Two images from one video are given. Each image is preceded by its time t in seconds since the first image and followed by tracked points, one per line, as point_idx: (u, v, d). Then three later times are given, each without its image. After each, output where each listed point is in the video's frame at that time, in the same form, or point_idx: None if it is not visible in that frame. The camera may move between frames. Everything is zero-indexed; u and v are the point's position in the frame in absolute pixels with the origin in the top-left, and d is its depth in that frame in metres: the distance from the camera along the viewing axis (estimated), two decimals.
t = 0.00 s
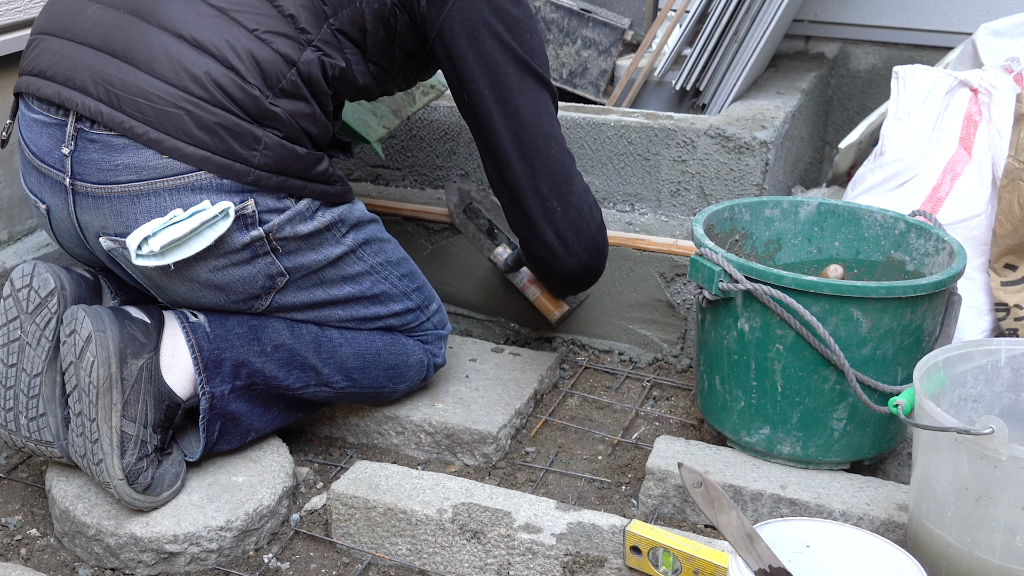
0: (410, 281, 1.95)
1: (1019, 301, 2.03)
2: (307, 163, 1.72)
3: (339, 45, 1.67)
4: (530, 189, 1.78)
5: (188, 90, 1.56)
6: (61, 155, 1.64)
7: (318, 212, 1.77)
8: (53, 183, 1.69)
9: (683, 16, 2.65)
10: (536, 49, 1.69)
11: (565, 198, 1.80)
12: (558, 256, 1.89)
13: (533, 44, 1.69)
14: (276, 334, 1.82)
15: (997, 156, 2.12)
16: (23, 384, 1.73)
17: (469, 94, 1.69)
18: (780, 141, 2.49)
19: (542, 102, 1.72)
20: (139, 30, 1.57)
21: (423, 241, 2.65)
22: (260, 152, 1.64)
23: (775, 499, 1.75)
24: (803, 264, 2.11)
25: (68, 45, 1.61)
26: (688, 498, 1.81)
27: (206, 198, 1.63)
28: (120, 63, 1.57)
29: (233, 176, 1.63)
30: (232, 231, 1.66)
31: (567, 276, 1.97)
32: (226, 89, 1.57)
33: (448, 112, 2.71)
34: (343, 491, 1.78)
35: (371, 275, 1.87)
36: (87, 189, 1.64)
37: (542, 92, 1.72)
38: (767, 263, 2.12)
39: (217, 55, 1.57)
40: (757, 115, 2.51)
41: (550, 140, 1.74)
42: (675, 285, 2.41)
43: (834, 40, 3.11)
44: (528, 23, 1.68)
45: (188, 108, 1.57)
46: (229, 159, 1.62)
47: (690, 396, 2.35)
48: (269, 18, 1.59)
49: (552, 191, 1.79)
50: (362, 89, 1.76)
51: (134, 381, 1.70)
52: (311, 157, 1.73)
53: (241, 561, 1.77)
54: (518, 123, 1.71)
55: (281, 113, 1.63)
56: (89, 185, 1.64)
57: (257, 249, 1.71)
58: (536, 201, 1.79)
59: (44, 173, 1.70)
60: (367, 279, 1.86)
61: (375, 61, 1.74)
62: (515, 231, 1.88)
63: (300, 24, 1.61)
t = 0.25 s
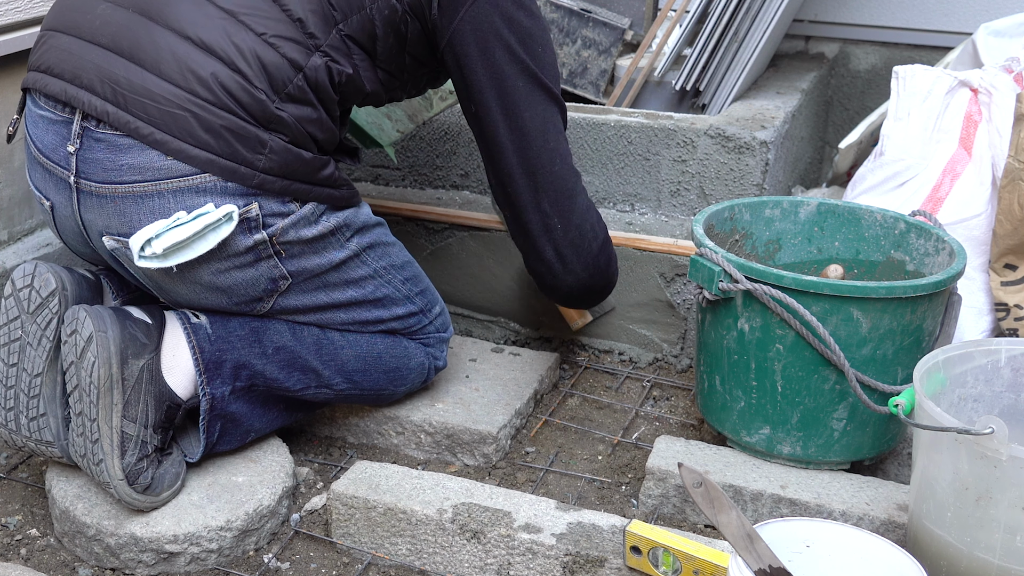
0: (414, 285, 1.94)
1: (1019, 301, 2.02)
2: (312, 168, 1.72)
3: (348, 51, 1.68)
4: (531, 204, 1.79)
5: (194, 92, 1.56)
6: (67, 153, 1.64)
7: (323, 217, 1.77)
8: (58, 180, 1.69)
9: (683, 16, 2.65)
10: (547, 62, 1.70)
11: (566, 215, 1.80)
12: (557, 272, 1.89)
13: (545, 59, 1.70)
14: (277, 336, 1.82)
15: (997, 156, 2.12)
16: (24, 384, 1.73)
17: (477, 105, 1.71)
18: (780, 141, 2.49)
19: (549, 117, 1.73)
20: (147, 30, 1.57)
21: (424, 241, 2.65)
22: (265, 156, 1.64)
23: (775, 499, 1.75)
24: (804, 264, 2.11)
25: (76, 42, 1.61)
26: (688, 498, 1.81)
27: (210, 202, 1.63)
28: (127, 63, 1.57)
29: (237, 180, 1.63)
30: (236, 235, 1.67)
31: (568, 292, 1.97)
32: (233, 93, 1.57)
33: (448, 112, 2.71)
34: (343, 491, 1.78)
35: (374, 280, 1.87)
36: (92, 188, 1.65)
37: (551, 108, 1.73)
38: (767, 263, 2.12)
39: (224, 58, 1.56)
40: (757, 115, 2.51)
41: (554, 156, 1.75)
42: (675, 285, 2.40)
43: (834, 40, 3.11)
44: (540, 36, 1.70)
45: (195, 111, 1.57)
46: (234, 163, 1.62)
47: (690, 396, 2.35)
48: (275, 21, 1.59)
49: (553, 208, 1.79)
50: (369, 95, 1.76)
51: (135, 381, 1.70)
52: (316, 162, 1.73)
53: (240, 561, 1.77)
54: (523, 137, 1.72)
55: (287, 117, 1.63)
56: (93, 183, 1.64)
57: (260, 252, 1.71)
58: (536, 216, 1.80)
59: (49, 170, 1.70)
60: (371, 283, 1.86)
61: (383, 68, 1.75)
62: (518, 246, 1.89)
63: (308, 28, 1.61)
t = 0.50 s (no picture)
0: (417, 287, 1.94)
1: (1019, 301, 2.03)
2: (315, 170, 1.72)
3: (353, 52, 1.66)
4: (515, 214, 1.72)
5: (199, 92, 1.56)
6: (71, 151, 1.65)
7: (327, 218, 1.77)
8: (61, 179, 1.69)
9: (683, 16, 2.65)
10: (552, 71, 1.64)
11: (552, 224, 1.72)
12: (537, 283, 1.81)
13: (550, 67, 1.64)
14: (278, 337, 1.82)
15: (997, 156, 2.12)
16: (24, 383, 1.73)
17: (473, 109, 1.65)
18: (780, 141, 2.49)
19: (545, 127, 1.66)
20: (153, 30, 1.57)
21: (424, 241, 2.65)
22: (269, 157, 1.64)
23: (775, 499, 1.75)
24: (804, 264, 2.11)
25: (81, 41, 1.61)
26: (688, 498, 1.81)
27: (214, 202, 1.63)
28: (132, 62, 1.57)
29: (241, 180, 1.63)
30: (238, 235, 1.67)
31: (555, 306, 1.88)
32: (238, 93, 1.57)
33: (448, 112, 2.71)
34: (343, 491, 1.78)
35: (377, 281, 1.87)
36: (96, 187, 1.65)
37: (548, 118, 1.66)
38: (767, 263, 2.12)
39: (229, 58, 1.57)
40: (757, 115, 2.51)
41: (544, 167, 1.67)
42: (675, 284, 2.41)
43: (834, 40, 3.11)
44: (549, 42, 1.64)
45: (199, 110, 1.57)
46: (238, 163, 1.62)
47: (690, 396, 2.35)
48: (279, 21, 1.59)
49: (537, 218, 1.72)
50: (374, 96, 1.75)
51: (135, 381, 1.70)
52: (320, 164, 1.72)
53: (241, 561, 1.77)
54: (516, 146, 1.66)
55: (291, 118, 1.63)
56: (97, 182, 1.64)
57: (263, 253, 1.71)
58: (519, 226, 1.74)
59: (52, 168, 1.70)
60: (374, 285, 1.86)
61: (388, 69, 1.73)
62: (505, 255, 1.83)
63: (314, 29, 1.61)
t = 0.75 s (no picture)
0: (416, 287, 1.94)
1: (1019, 301, 2.02)
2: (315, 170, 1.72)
3: (350, 51, 1.67)
4: (512, 210, 1.72)
5: (197, 94, 1.56)
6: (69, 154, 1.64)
7: (327, 219, 1.77)
8: (60, 181, 1.69)
9: (683, 16, 2.65)
10: (548, 68, 1.64)
11: (549, 221, 1.72)
12: (535, 280, 1.81)
13: (546, 63, 1.63)
14: (278, 338, 1.82)
15: (997, 156, 2.12)
16: (24, 384, 1.73)
17: (470, 105, 1.65)
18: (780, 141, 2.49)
19: (542, 124, 1.66)
20: (150, 33, 1.57)
21: (424, 241, 2.65)
22: (268, 158, 1.64)
23: (775, 499, 1.75)
24: (804, 264, 2.11)
25: (78, 44, 1.61)
26: (688, 498, 1.81)
27: (213, 204, 1.63)
28: (130, 65, 1.57)
29: (240, 181, 1.63)
30: (238, 237, 1.67)
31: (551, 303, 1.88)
32: (236, 94, 1.57)
33: (448, 112, 2.71)
34: (343, 491, 1.78)
35: (377, 282, 1.87)
36: (95, 190, 1.65)
37: (545, 115, 1.66)
38: (767, 263, 2.12)
39: (227, 60, 1.57)
40: (757, 115, 2.51)
41: (541, 163, 1.68)
42: (675, 285, 2.42)
43: (834, 40, 3.11)
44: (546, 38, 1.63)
45: (198, 113, 1.57)
46: (237, 164, 1.62)
47: (690, 396, 2.35)
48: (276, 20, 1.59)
49: (535, 214, 1.72)
50: (372, 95, 1.76)
51: (135, 381, 1.70)
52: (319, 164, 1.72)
53: (240, 561, 1.77)
54: (513, 143, 1.66)
55: (289, 118, 1.63)
56: (96, 184, 1.64)
57: (263, 253, 1.71)
58: (517, 222, 1.74)
59: (51, 171, 1.70)
60: (373, 285, 1.86)
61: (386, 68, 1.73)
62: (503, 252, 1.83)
63: (310, 28, 1.61)
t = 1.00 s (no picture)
0: (415, 285, 1.94)
1: (1019, 301, 2.03)
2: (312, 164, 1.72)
3: (345, 45, 1.67)
4: (497, 198, 1.73)
5: (193, 93, 1.56)
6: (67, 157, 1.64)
7: (325, 215, 1.77)
8: (58, 184, 1.69)
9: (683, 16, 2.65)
10: (535, 56, 1.65)
11: (532, 208, 1.73)
12: (515, 268, 1.81)
13: (534, 52, 1.65)
14: (278, 337, 1.82)
15: (997, 156, 2.12)
16: (23, 384, 1.73)
17: (458, 93, 1.66)
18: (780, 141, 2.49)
19: (529, 112, 1.67)
20: (143, 33, 1.57)
21: (423, 241, 2.65)
22: (264, 154, 1.64)
23: (775, 499, 1.75)
24: (804, 264, 2.11)
25: (72, 48, 1.61)
26: (688, 498, 1.81)
27: (213, 201, 1.63)
28: (124, 66, 1.57)
29: (239, 178, 1.63)
30: (238, 234, 1.67)
31: (527, 290, 1.88)
32: (231, 91, 1.57)
33: (448, 112, 2.71)
34: (343, 491, 1.78)
35: (376, 280, 1.87)
36: (93, 192, 1.65)
37: (533, 103, 1.67)
38: (767, 263, 2.12)
39: (221, 57, 1.56)
40: (757, 115, 2.51)
41: (527, 151, 1.69)
42: (675, 285, 2.41)
43: (834, 40, 3.11)
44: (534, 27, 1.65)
45: (193, 111, 1.57)
46: (235, 161, 1.62)
47: (690, 396, 2.35)
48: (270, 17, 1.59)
49: (519, 201, 1.72)
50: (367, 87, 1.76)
51: (135, 381, 1.70)
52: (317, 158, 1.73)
53: (240, 561, 1.77)
54: (500, 131, 1.67)
55: (285, 113, 1.64)
56: (94, 186, 1.64)
57: (263, 251, 1.71)
58: (502, 210, 1.74)
59: (49, 174, 1.70)
60: (373, 283, 1.86)
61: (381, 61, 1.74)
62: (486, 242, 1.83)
63: (304, 23, 1.61)
